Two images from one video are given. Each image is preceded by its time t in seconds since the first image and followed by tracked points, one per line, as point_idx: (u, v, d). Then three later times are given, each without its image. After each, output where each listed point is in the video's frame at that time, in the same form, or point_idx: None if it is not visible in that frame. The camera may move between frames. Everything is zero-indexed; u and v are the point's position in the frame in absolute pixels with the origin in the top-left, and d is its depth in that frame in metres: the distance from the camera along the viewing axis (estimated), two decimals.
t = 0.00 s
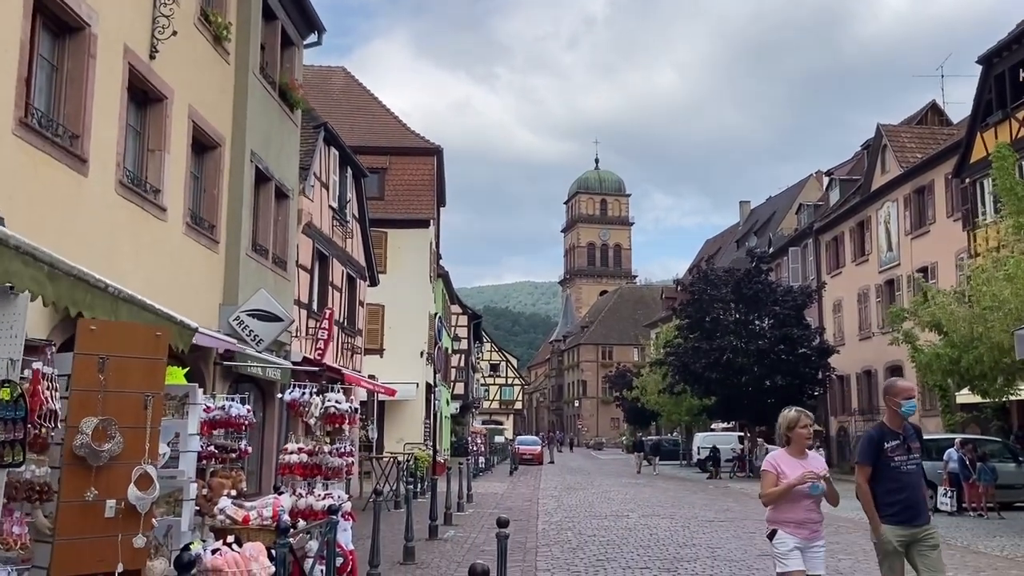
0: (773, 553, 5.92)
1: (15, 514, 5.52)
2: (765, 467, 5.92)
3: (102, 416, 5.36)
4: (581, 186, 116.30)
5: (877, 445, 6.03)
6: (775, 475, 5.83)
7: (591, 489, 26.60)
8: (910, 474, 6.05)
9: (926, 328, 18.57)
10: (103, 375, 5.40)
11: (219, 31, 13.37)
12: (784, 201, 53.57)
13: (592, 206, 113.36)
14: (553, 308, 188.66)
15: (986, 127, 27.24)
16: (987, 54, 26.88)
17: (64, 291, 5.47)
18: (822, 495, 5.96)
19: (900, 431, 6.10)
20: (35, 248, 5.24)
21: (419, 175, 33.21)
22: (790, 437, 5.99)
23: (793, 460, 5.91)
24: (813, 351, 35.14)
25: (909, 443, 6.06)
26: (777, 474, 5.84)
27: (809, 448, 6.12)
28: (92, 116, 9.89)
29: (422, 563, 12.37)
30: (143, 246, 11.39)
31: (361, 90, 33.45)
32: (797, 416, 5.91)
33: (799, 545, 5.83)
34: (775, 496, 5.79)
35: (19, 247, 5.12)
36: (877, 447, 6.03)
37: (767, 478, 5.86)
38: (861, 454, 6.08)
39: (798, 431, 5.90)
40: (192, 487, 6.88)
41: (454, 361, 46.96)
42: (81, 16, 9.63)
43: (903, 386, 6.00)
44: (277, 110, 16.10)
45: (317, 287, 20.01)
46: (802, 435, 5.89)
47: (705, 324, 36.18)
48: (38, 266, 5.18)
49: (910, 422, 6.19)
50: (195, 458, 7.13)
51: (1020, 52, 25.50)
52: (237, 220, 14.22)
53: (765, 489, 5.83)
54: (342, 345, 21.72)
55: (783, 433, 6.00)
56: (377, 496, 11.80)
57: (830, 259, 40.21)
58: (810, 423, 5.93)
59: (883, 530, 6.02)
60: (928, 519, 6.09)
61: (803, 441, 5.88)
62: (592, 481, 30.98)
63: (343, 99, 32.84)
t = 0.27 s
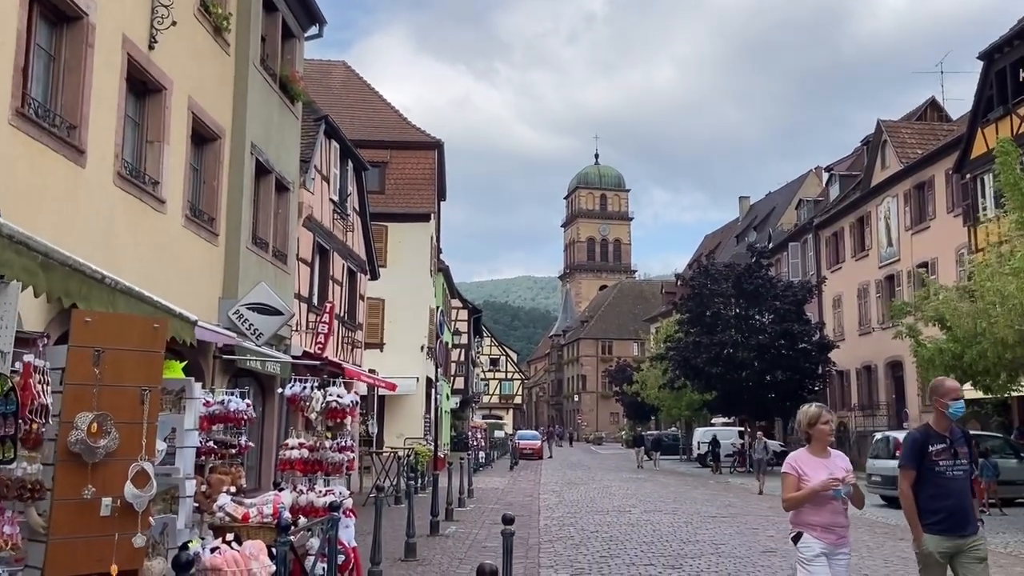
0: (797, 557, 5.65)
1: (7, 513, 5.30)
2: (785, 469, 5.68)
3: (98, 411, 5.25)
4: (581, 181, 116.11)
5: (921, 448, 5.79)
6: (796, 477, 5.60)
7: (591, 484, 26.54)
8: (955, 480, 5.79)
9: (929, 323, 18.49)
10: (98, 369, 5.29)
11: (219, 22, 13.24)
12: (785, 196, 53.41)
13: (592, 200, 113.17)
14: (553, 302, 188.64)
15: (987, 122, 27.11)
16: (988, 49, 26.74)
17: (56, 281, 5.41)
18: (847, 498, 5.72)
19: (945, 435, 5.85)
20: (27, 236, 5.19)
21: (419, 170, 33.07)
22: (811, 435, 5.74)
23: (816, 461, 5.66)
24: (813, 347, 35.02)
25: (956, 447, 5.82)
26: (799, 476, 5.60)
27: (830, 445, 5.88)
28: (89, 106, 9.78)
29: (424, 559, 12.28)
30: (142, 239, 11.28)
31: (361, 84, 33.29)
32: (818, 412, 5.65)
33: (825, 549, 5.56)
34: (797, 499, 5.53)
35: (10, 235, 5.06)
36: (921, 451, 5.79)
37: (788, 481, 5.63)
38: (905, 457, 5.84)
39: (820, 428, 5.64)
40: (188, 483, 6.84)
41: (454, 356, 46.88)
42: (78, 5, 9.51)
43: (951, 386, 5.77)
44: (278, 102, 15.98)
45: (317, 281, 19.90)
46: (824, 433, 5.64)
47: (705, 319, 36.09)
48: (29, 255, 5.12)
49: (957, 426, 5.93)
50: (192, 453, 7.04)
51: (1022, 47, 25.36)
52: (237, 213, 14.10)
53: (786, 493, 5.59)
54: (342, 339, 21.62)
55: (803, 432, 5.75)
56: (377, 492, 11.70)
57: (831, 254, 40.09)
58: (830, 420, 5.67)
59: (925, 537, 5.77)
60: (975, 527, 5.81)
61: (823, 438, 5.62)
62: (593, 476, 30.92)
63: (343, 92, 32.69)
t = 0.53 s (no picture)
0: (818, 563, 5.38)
1: None
2: (806, 466, 5.44)
3: (84, 407, 5.05)
4: (577, 177, 115.88)
5: (961, 442, 5.52)
6: (819, 474, 5.36)
7: (588, 481, 26.39)
8: (999, 476, 5.49)
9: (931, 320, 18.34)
10: (84, 364, 5.09)
11: (212, 11, 13.03)
12: (782, 193, 53.26)
13: (588, 196, 112.96)
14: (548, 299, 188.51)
15: (987, 118, 26.96)
16: (988, 44, 26.56)
17: (40, 272, 5.27)
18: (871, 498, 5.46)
19: (989, 428, 5.55)
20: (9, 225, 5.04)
21: (414, 164, 32.84)
22: (833, 431, 5.51)
23: (838, 458, 5.43)
24: (811, 343, 34.86)
25: (1001, 441, 5.51)
26: (821, 473, 5.36)
27: (850, 443, 5.66)
28: (79, 96, 9.56)
29: (420, 558, 12.11)
30: (133, 231, 11.07)
31: (356, 78, 33.03)
32: (840, 406, 5.45)
33: (848, 553, 5.31)
34: (820, 496, 5.28)
35: None
36: (961, 445, 5.51)
37: (809, 479, 5.37)
38: (945, 452, 5.57)
39: (842, 422, 5.45)
40: (178, 482, 6.64)
41: (449, 352, 46.69)
42: None
43: (994, 377, 5.46)
44: (271, 94, 15.77)
45: (312, 276, 19.69)
46: (847, 427, 5.44)
47: (702, 315, 35.95)
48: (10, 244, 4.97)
49: (1005, 419, 5.62)
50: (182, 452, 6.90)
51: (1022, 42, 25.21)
52: (230, 206, 13.90)
53: (807, 491, 5.32)
54: (337, 334, 21.42)
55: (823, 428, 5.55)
56: (373, 490, 11.52)
57: (828, 250, 39.96)
58: (851, 415, 5.48)
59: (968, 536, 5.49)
60: None
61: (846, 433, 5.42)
62: (589, 472, 30.79)
63: (338, 86, 32.44)
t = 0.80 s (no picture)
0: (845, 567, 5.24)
1: None
2: (835, 465, 5.22)
3: (67, 398, 4.88)
4: (570, 174, 115.71)
5: (1000, 441, 5.27)
6: (850, 474, 5.14)
7: (581, 478, 26.25)
8: None
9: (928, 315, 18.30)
10: (66, 353, 4.93)
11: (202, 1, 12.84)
12: (775, 190, 53.17)
13: (581, 193, 112.79)
14: (541, 296, 188.47)
15: (982, 113, 26.89)
16: (984, 39, 26.45)
17: (25, 259, 5.14)
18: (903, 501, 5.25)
19: None
20: None
21: (407, 160, 32.65)
22: (863, 429, 5.29)
23: (868, 457, 5.21)
24: (805, 340, 34.75)
25: None
26: (852, 474, 5.14)
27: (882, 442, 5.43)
28: (66, 84, 9.37)
29: (414, 555, 11.94)
30: (122, 223, 10.88)
31: (349, 72, 32.84)
32: (870, 403, 5.22)
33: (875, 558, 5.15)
34: (852, 500, 5.07)
35: None
36: (1001, 444, 5.26)
37: (839, 479, 5.16)
38: (984, 454, 5.30)
39: (872, 420, 5.21)
40: (165, 477, 6.49)
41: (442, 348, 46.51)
42: None
43: None
44: (263, 87, 15.58)
45: (304, 270, 19.51)
46: (877, 425, 5.20)
47: (697, 312, 35.83)
48: None
49: None
50: (170, 446, 6.71)
51: (1018, 37, 25.15)
52: (221, 199, 13.71)
53: (838, 493, 5.12)
54: (330, 330, 21.25)
55: (853, 424, 5.31)
56: (367, 486, 11.35)
57: (822, 247, 39.89)
58: (881, 412, 5.25)
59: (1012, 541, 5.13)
60: None
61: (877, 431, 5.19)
62: (583, 469, 30.65)
63: (332, 82, 32.26)
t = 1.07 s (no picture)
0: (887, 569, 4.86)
1: None
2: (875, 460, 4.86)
3: (44, 392, 4.69)
4: (562, 172, 115.56)
5: None
6: (892, 469, 4.78)
7: (574, 475, 26.10)
8: None
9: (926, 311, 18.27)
10: (44, 344, 4.73)
11: None
12: (768, 187, 53.09)
13: (573, 191, 112.64)
14: (532, 293, 188.34)
15: (977, 110, 26.83)
16: (979, 35, 26.39)
17: None
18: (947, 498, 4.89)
19: None
20: None
21: (399, 155, 32.41)
22: (903, 421, 4.94)
23: (911, 450, 4.86)
24: (798, 337, 34.65)
25: None
26: (894, 469, 4.78)
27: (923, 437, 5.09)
28: (51, 74, 9.14)
29: (407, 553, 11.74)
30: (109, 216, 10.65)
31: (340, 67, 32.58)
32: (913, 393, 4.88)
33: (920, 560, 4.77)
34: (895, 497, 4.71)
35: None
36: None
37: (880, 474, 4.80)
38: None
39: (915, 412, 4.87)
40: (152, 475, 6.29)
41: (434, 346, 46.31)
42: None
43: None
44: (253, 79, 15.35)
45: (295, 266, 19.27)
46: (921, 417, 4.86)
47: (690, 309, 35.71)
48: None
49: None
50: (156, 443, 6.50)
51: (1013, 33, 25.09)
52: (211, 192, 13.48)
53: (879, 489, 4.76)
54: (321, 326, 21.02)
55: (892, 417, 4.97)
56: (359, 483, 11.14)
57: (815, 244, 39.81)
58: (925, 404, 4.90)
59: None
60: None
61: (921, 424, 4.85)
62: (576, 467, 30.50)
63: (323, 76, 32.01)
